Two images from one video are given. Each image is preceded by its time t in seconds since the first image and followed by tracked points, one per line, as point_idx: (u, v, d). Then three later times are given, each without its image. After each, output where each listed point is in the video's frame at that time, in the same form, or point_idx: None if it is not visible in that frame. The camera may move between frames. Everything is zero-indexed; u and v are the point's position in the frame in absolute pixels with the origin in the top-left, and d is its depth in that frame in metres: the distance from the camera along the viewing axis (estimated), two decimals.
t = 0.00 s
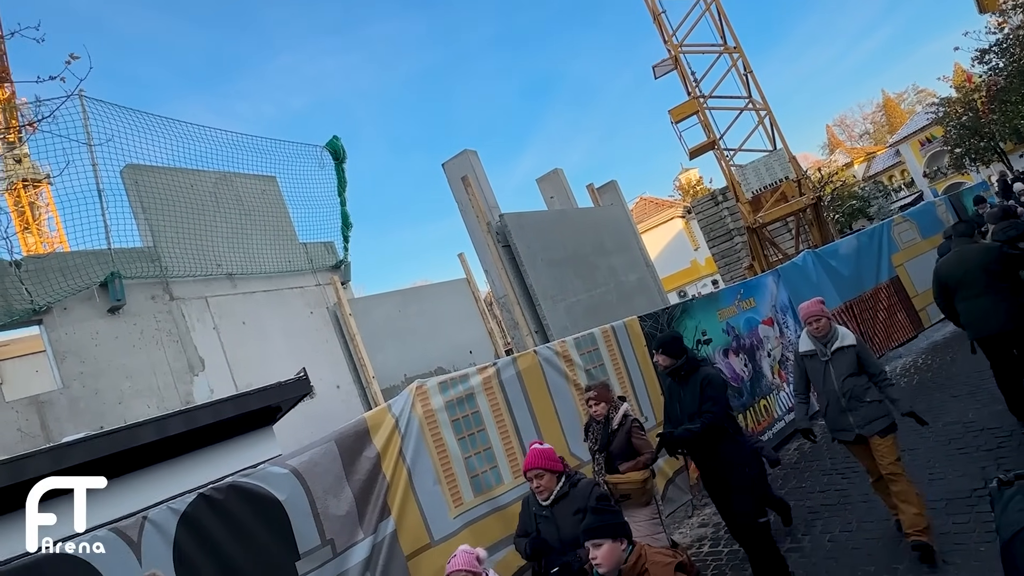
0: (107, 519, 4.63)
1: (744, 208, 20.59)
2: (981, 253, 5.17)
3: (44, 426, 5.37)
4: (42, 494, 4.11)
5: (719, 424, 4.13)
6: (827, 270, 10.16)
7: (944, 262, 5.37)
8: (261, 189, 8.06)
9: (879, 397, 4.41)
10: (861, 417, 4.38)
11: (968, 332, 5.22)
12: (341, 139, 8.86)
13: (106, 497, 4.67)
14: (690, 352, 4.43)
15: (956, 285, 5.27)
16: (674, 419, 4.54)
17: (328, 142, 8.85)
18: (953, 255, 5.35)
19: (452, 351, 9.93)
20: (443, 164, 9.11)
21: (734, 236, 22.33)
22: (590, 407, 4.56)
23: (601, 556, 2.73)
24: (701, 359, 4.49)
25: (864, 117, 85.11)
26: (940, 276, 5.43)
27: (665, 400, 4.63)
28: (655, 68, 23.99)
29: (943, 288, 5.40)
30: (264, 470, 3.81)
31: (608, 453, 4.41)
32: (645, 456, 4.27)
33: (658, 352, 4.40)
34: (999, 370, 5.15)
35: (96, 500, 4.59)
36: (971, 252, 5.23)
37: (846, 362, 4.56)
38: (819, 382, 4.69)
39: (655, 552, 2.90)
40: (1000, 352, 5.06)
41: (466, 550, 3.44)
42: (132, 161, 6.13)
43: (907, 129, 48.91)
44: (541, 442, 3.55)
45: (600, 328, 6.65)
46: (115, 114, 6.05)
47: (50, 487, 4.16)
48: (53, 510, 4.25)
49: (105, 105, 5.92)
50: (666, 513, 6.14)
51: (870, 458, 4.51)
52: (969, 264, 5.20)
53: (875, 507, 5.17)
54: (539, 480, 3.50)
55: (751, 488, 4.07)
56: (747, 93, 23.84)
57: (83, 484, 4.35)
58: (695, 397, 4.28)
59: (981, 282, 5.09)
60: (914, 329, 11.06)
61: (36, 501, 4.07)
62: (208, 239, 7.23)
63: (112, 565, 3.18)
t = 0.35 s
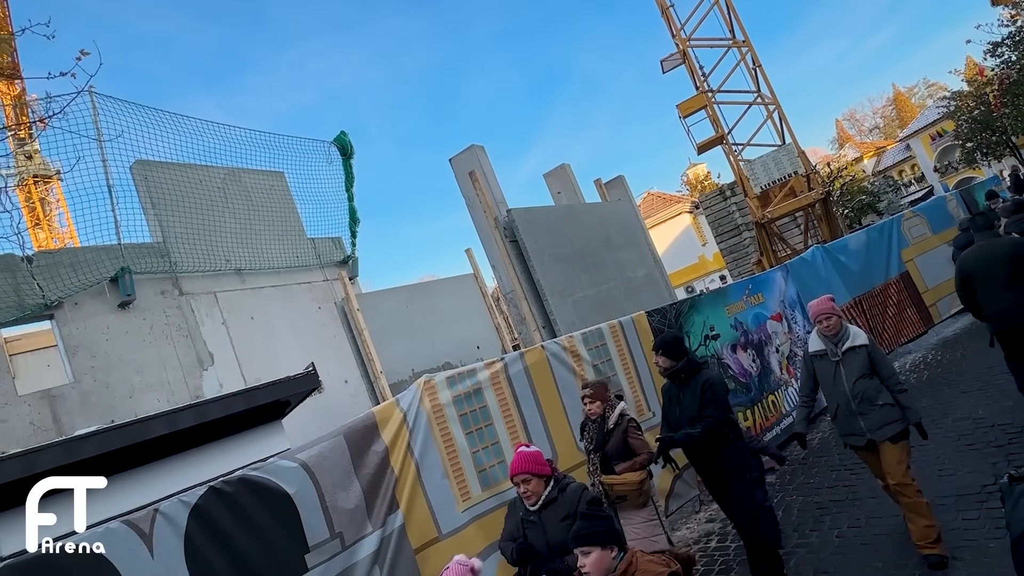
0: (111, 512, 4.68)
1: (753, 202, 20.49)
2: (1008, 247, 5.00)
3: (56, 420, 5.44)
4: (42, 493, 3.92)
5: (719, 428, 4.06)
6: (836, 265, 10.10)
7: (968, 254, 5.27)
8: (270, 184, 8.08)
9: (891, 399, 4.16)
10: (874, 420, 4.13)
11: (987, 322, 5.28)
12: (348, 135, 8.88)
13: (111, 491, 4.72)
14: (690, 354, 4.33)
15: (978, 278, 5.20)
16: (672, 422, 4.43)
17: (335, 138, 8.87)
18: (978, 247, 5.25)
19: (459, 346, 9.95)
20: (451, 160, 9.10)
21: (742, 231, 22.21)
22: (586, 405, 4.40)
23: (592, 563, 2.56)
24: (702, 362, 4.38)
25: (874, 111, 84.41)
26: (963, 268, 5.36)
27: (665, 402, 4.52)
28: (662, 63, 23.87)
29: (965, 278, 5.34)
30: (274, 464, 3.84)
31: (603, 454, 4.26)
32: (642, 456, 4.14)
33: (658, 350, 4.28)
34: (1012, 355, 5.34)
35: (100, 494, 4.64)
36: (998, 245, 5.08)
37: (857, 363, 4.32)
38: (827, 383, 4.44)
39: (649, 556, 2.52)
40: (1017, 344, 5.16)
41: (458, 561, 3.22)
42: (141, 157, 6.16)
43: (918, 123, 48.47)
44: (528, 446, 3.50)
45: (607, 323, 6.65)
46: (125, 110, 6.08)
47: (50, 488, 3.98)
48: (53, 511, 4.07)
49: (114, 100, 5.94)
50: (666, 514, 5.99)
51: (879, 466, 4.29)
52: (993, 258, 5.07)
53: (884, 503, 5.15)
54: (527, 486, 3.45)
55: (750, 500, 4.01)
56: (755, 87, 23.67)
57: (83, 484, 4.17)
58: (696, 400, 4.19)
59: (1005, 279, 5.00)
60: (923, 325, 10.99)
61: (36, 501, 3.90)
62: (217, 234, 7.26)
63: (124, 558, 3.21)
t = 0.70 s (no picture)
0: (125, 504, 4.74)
1: (763, 197, 20.37)
2: None
3: (69, 412, 5.51)
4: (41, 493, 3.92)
5: (721, 434, 3.98)
6: (846, 261, 10.03)
7: (987, 242, 5.34)
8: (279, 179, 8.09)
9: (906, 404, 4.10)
10: (886, 424, 4.08)
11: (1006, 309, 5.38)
12: (357, 130, 8.89)
13: (124, 482, 4.78)
14: (693, 357, 4.23)
15: (1000, 266, 5.28)
16: (672, 427, 4.32)
17: (344, 133, 8.88)
18: (995, 234, 5.32)
19: (467, 340, 9.97)
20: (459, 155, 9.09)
21: (752, 226, 22.03)
22: (581, 404, 4.18)
23: None
24: (704, 365, 4.28)
25: (886, 105, 83.60)
26: (981, 255, 5.43)
27: (665, 405, 4.41)
28: (672, 57, 23.73)
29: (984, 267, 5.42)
30: (284, 456, 3.87)
31: (599, 455, 4.11)
32: (641, 457, 4.02)
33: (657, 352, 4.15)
34: None
35: (114, 485, 4.71)
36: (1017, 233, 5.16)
37: (869, 361, 4.25)
38: (838, 382, 4.38)
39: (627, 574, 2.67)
40: None
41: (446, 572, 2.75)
42: (152, 152, 6.20)
43: (930, 117, 47.95)
44: (517, 451, 3.24)
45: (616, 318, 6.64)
46: (135, 106, 6.11)
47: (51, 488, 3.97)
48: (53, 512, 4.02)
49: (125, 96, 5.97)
50: (669, 519, 5.95)
51: (892, 474, 4.13)
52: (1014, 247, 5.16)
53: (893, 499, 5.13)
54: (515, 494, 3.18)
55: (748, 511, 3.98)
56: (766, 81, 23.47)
57: (83, 484, 4.14)
58: (697, 406, 4.10)
59: None
60: (935, 320, 10.90)
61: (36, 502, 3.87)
62: (227, 229, 7.29)
63: (137, 547, 3.25)
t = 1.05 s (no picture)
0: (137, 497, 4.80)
1: (771, 192, 20.26)
2: None
3: (81, 406, 5.56)
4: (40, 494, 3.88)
5: (723, 434, 3.89)
6: (856, 256, 9.97)
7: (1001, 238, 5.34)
8: (287, 175, 8.11)
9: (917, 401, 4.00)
10: (900, 422, 3.94)
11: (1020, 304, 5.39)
12: (364, 125, 8.91)
13: (136, 475, 4.84)
14: (693, 353, 4.16)
15: (1015, 261, 5.27)
16: (671, 428, 4.26)
17: (352, 128, 8.90)
18: (1009, 231, 5.33)
19: (475, 335, 9.99)
20: (466, 151, 9.08)
21: (760, 221, 21.89)
22: (577, 408, 4.14)
23: None
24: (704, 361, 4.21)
25: (897, 99, 82.84)
26: (995, 251, 5.44)
27: (664, 404, 4.35)
28: (680, 51, 23.61)
29: (999, 262, 5.41)
30: (294, 450, 3.90)
31: (599, 458, 4.09)
32: (638, 461, 4.02)
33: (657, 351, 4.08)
34: None
35: (126, 478, 4.77)
36: None
37: (878, 356, 4.08)
38: (848, 381, 4.17)
39: None
40: None
41: None
42: (161, 148, 6.24)
43: (942, 111, 47.49)
44: (509, 459, 2.95)
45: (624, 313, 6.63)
46: (145, 101, 6.15)
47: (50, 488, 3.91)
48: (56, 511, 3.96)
49: (135, 93, 6.01)
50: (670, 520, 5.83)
51: (898, 470, 3.93)
52: None
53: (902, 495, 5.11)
54: (505, 505, 2.88)
55: (754, 513, 3.86)
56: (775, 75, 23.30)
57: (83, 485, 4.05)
58: (697, 404, 4.04)
59: None
60: (945, 316, 10.82)
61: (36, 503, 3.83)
62: (236, 225, 7.33)
63: (150, 540, 3.29)
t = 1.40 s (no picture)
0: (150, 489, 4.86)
1: (782, 186, 20.13)
2: None
3: (94, 400, 5.62)
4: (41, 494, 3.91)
5: (723, 437, 3.87)
6: (868, 251, 9.90)
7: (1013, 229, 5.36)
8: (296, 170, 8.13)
9: (931, 414, 3.80)
10: (915, 437, 3.73)
11: None
12: (373, 120, 8.91)
13: (150, 467, 4.90)
14: (691, 354, 4.10)
15: None
16: (670, 432, 4.24)
17: (360, 123, 8.91)
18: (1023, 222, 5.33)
19: (484, 330, 10.01)
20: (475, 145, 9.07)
21: (770, 216, 21.74)
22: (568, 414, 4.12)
23: None
24: (703, 362, 4.16)
25: (909, 92, 81.98)
26: (1008, 245, 5.42)
27: (660, 407, 4.33)
28: (689, 45, 23.47)
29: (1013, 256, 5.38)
30: (306, 443, 3.93)
31: (591, 466, 4.03)
32: (631, 468, 3.95)
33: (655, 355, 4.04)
34: None
35: (139, 471, 4.82)
36: None
37: (891, 367, 3.85)
38: (858, 394, 3.95)
39: None
40: None
41: None
42: (172, 144, 6.27)
43: (955, 104, 46.96)
44: (495, 465, 2.94)
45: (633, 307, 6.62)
46: (155, 97, 6.17)
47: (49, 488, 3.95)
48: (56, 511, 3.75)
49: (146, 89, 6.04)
50: (672, 515, 5.87)
51: (915, 484, 3.70)
52: None
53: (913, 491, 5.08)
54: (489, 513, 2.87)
55: (755, 513, 3.88)
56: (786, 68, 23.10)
57: (84, 484, 4.06)
58: (696, 406, 4.01)
59: None
60: (957, 311, 10.73)
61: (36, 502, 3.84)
62: (246, 219, 7.37)
63: (163, 531, 3.33)
